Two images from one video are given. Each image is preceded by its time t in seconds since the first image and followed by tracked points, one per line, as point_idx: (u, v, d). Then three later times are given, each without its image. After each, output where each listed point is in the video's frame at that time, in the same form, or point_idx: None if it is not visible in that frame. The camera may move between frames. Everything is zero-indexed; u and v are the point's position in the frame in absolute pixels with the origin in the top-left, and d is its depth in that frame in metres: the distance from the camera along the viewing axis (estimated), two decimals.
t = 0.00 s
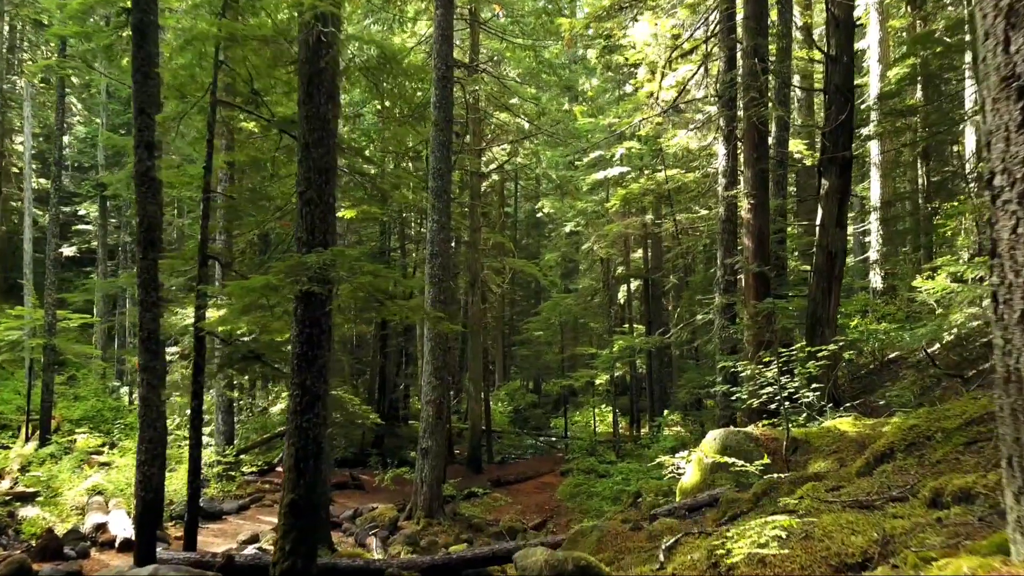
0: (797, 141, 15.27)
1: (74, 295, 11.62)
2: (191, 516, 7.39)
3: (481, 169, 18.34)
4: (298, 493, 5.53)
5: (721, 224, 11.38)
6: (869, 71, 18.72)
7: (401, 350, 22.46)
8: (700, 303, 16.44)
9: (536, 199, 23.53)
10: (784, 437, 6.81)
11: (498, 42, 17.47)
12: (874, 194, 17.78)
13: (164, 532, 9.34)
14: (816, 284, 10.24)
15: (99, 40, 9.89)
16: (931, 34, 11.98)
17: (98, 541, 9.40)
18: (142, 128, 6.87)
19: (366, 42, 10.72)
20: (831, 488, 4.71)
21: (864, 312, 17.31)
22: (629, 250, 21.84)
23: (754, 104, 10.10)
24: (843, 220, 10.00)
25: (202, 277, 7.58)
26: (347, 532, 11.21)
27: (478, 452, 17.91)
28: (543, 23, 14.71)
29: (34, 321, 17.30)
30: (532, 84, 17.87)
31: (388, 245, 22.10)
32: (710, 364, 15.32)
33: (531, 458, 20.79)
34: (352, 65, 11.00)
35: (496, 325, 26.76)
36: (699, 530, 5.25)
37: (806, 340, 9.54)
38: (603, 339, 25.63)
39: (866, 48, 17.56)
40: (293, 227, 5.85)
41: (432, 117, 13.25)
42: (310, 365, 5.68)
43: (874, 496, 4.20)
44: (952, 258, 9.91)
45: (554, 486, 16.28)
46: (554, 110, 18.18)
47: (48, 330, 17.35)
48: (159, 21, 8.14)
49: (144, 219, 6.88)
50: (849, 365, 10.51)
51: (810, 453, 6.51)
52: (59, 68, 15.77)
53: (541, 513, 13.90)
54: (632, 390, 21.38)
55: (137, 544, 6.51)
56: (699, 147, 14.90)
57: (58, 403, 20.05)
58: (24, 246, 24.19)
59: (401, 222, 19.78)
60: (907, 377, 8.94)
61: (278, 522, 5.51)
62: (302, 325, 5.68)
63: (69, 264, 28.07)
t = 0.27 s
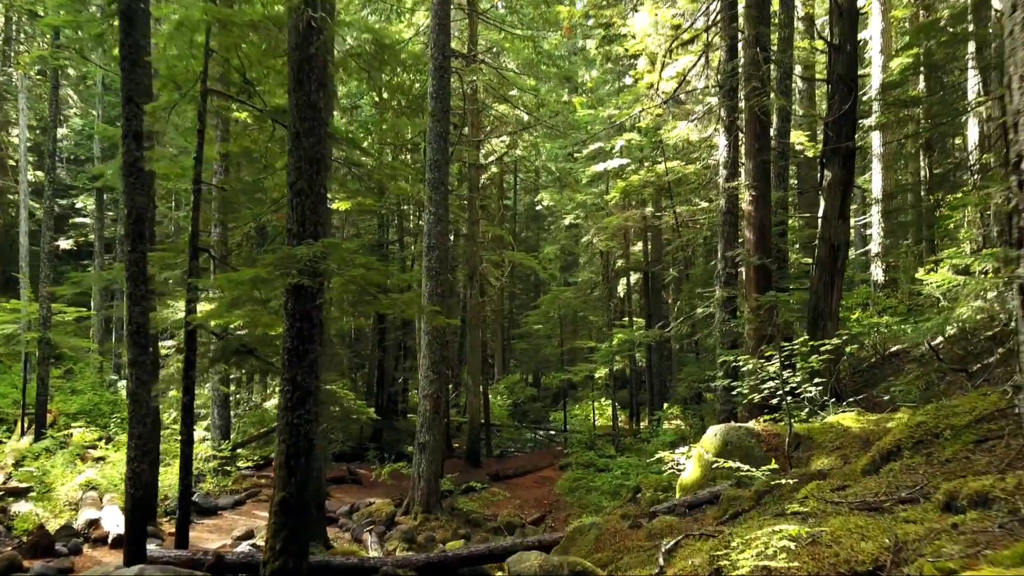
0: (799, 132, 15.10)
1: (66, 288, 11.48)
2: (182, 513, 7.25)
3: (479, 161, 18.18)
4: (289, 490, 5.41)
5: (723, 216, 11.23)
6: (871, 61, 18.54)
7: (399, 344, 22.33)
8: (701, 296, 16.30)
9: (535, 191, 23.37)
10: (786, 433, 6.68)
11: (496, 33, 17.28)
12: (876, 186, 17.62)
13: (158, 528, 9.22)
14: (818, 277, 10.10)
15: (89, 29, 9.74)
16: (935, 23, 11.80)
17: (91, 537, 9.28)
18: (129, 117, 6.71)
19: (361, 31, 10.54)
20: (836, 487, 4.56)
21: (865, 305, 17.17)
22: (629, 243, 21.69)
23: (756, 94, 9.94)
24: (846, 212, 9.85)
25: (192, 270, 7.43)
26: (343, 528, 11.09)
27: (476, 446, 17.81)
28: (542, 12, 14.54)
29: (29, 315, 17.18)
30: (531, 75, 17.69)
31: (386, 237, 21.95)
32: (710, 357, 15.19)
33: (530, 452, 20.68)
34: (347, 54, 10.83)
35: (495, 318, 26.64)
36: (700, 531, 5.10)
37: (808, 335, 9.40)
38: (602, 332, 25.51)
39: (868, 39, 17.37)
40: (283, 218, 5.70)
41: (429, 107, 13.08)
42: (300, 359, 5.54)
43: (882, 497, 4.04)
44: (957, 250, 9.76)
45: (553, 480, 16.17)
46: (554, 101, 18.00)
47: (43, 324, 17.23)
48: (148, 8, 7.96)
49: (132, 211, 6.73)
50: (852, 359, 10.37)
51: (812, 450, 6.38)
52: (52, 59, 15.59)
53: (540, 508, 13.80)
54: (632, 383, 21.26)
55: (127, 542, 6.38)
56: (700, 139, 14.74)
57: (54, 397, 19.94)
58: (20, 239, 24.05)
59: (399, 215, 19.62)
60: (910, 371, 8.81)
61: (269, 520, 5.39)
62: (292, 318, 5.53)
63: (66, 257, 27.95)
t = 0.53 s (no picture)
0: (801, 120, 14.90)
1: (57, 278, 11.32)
2: (171, 508, 7.10)
3: (477, 150, 17.97)
4: (277, 486, 5.26)
5: (724, 204, 11.05)
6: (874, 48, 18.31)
7: (397, 334, 22.18)
8: (701, 286, 16.14)
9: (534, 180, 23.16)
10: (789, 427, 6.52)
11: (494, 19, 17.04)
12: (879, 175, 17.42)
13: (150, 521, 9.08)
14: (821, 267, 9.93)
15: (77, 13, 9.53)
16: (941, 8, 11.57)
17: (82, 531, 9.14)
18: (113, 102, 6.52)
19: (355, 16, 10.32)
20: (842, 485, 4.39)
21: (867, 295, 17.02)
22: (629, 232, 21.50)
23: (758, 80, 9.73)
24: (849, 200, 9.67)
25: (181, 259, 7.26)
26: (338, 520, 10.96)
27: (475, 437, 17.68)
28: None
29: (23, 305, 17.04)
30: (529, 62, 17.46)
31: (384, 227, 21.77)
32: (710, 348, 15.04)
33: (529, 442, 20.56)
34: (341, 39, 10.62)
35: (493, 308, 26.49)
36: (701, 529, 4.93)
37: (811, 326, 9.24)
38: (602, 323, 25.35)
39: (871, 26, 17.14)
40: (271, 205, 5.54)
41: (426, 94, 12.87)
42: (289, 351, 5.38)
43: (891, 496, 3.88)
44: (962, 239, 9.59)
45: (551, 471, 16.06)
46: (553, 89, 17.77)
47: (37, 314, 17.07)
48: None
49: (117, 198, 6.55)
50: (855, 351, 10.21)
51: (815, 444, 6.23)
52: (44, 46, 15.38)
53: (538, 500, 13.68)
54: (632, 374, 21.12)
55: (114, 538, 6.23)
56: (700, 127, 14.54)
57: (50, 387, 19.82)
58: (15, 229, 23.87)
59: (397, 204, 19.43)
60: (914, 363, 8.65)
61: (257, 517, 5.24)
62: (280, 309, 5.36)
63: (63, 247, 27.79)
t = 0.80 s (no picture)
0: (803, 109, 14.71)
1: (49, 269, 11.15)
2: (161, 503, 6.96)
3: (475, 139, 17.78)
4: (266, 483, 5.12)
5: (725, 194, 10.88)
6: (877, 36, 18.08)
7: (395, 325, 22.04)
8: (701, 277, 15.98)
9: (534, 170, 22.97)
10: (791, 420, 6.38)
11: (493, 6, 16.81)
12: (881, 165, 17.24)
13: (143, 516, 8.95)
14: (823, 258, 9.77)
15: None
16: None
17: (73, 525, 9.01)
18: (99, 88, 6.34)
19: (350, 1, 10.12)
20: (848, 483, 4.24)
21: (869, 286, 16.87)
22: (629, 223, 21.33)
23: (761, 66, 9.54)
24: (852, 189, 9.50)
25: (170, 250, 7.09)
26: (334, 513, 10.84)
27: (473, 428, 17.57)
28: None
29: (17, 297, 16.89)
30: (528, 50, 17.25)
31: (382, 217, 21.59)
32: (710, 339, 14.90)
33: (528, 434, 20.44)
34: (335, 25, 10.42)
35: (492, 299, 26.32)
36: (702, 527, 4.79)
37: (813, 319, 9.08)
38: (602, 313, 25.21)
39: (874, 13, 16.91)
40: (259, 194, 5.38)
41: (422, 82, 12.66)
42: (277, 344, 5.23)
43: (900, 495, 3.73)
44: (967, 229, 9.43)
45: (550, 463, 15.95)
46: (552, 77, 17.56)
47: (32, 305, 16.90)
48: None
49: (104, 187, 6.37)
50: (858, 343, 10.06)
51: (818, 439, 6.09)
52: (35, 33, 15.17)
53: (536, 492, 13.58)
54: (631, 365, 21.00)
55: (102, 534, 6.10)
56: (701, 116, 14.34)
57: (46, 379, 19.69)
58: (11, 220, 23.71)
59: (394, 194, 19.25)
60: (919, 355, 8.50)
61: (245, 514, 5.10)
62: (268, 301, 5.21)
63: (60, 238, 27.63)
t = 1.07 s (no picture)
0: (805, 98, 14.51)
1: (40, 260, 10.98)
2: (152, 499, 6.84)
3: (473, 129, 17.58)
4: (255, 480, 4.98)
5: (726, 183, 10.70)
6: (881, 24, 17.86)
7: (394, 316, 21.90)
8: (702, 267, 15.83)
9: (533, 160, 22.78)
10: (794, 415, 6.24)
11: None
12: (883, 155, 17.06)
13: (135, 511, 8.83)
14: (825, 249, 9.61)
15: None
16: None
17: (65, 520, 8.90)
18: (83, 73, 6.14)
19: None
20: (854, 482, 4.09)
21: (870, 277, 16.73)
22: (629, 213, 21.15)
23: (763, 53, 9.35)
24: (856, 179, 9.34)
25: (159, 241, 6.93)
26: (330, 507, 10.73)
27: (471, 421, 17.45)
28: None
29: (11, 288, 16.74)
30: (527, 38, 17.02)
31: (380, 208, 21.41)
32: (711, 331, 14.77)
33: (527, 426, 20.35)
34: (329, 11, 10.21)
35: (492, 290, 26.17)
36: (702, 526, 4.65)
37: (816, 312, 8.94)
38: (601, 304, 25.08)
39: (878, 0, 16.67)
40: (247, 183, 5.22)
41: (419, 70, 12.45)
42: (266, 338, 5.08)
43: (908, 495, 3.59)
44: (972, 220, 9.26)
45: (549, 455, 15.85)
46: (551, 66, 17.35)
47: (26, 297, 16.75)
48: None
49: (89, 176, 6.20)
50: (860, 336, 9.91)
51: (821, 434, 5.96)
52: (27, 20, 14.93)
53: (535, 485, 13.48)
54: (631, 357, 20.88)
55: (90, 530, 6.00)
56: (702, 105, 14.15)
57: (42, 370, 19.58)
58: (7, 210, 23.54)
59: (392, 185, 19.07)
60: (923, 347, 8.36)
61: (233, 512, 4.97)
62: (257, 293, 5.06)
63: (57, 228, 27.46)
